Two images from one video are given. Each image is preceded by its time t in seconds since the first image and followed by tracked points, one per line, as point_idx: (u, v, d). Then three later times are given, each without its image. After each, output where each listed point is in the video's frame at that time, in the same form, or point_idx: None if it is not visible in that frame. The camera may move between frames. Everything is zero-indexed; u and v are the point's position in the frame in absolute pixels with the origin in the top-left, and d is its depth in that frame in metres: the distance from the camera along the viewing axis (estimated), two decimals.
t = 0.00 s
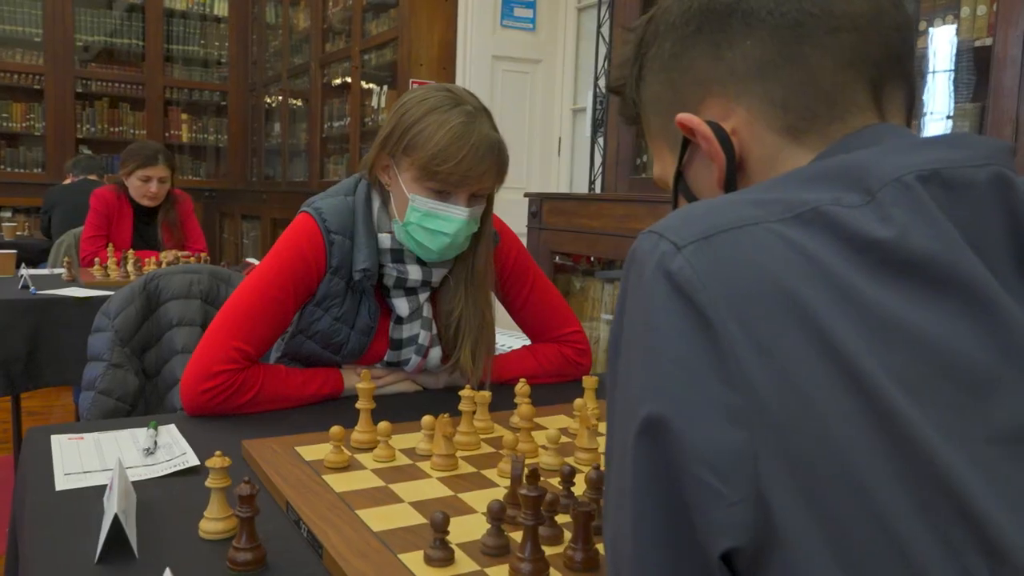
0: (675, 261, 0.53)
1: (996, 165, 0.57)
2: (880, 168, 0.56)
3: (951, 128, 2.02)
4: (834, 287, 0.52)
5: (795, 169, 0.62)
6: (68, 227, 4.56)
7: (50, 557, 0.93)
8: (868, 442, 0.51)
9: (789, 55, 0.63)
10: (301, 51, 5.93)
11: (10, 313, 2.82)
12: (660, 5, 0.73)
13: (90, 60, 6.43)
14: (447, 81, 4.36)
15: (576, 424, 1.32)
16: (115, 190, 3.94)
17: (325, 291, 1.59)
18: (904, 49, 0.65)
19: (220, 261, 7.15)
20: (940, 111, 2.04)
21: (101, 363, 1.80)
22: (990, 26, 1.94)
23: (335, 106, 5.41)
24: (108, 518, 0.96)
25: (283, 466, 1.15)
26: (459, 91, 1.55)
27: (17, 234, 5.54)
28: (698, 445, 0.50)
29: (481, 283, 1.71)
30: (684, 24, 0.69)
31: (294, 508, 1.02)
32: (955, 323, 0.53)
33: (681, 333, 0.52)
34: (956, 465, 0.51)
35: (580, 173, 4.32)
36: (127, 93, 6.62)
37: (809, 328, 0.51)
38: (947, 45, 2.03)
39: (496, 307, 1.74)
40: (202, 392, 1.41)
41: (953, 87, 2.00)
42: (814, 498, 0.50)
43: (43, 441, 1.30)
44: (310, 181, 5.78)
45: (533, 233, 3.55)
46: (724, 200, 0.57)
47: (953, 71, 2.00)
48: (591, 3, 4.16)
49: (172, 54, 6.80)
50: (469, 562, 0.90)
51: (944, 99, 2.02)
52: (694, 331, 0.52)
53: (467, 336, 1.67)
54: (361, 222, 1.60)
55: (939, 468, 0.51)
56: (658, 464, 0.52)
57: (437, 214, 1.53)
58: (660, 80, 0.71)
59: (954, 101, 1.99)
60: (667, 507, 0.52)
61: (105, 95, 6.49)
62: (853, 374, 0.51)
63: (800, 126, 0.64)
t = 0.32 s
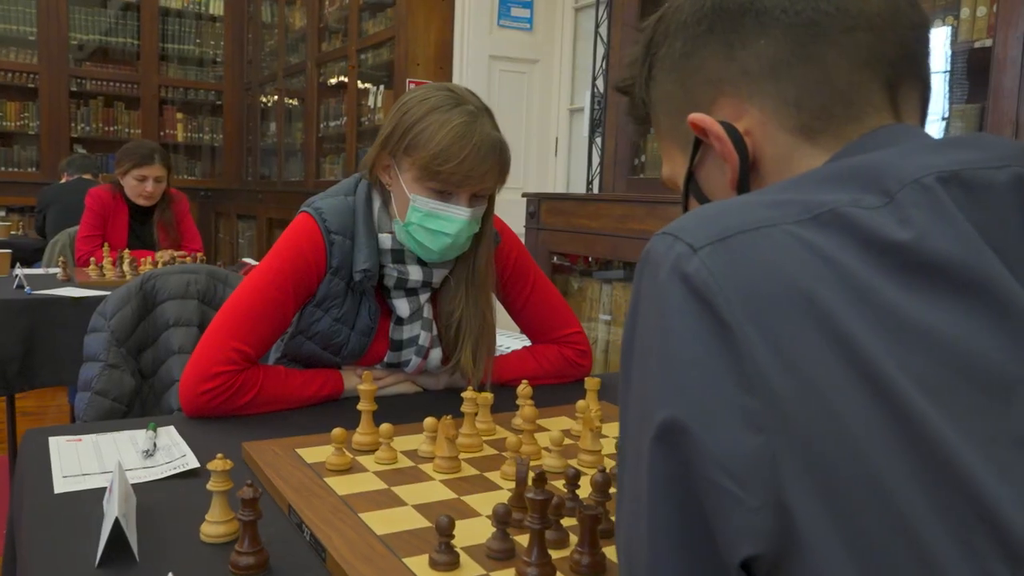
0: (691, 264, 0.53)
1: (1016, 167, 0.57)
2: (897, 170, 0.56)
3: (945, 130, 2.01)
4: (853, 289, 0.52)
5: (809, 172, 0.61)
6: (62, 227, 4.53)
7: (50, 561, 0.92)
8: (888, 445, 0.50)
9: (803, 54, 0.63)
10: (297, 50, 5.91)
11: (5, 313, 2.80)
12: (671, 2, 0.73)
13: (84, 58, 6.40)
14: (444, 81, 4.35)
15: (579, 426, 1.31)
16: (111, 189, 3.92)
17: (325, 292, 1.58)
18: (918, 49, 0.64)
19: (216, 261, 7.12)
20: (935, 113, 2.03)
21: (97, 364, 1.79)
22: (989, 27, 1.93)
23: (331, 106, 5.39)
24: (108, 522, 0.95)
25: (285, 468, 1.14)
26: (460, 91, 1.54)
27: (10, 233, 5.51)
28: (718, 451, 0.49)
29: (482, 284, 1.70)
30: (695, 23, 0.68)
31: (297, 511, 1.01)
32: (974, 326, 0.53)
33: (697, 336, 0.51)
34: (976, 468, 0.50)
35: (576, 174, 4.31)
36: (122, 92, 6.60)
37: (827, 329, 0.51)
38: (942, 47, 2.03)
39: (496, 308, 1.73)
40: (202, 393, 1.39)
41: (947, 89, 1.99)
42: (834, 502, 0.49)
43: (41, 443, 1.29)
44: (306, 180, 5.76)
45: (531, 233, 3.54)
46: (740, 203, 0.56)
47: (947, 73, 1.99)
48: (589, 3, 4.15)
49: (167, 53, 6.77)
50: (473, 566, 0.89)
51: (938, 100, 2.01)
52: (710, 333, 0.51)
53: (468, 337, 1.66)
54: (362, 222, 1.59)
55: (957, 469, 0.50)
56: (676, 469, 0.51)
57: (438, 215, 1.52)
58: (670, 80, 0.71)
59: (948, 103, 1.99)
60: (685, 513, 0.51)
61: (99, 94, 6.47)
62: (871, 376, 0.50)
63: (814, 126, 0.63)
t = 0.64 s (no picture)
0: (709, 265, 0.52)
1: None
2: (919, 171, 0.55)
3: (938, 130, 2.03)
4: (874, 290, 0.51)
5: (826, 172, 0.61)
6: (57, 226, 4.51)
7: (50, 565, 0.90)
8: (909, 447, 0.49)
9: (820, 54, 0.62)
10: (292, 50, 5.89)
11: None
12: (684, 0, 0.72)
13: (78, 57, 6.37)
14: (442, 81, 4.34)
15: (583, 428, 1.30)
16: (107, 189, 3.90)
17: (325, 293, 1.57)
18: (935, 48, 0.64)
19: (211, 261, 7.09)
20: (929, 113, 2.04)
21: (94, 365, 1.77)
22: (989, 28, 1.92)
23: (327, 105, 5.38)
24: (109, 526, 0.94)
25: (287, 471, 1.13)
26: (462, 90, 1.53)
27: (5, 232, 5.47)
28: (738, 456, 0.48)
29: (483, 284, 1.69)
30: (708, 22, 0.67)
31: (299, 515, 1.00)
32: (993, 326, 0.52)
33: (716, 339, 0.50)
34: (997, 469, 0.50)
35: (574, 174, 4.30)
36: (117, 91, 6.57)
37: (847, 331, 0.50)
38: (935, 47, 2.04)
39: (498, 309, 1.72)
40: (202, 394, 1.38)
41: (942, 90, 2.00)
42: (856, 506, 0.49)
43: (39, 445, 1.27)
44: (301, 180, 5.73)
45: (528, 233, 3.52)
46: (758, 203, 0.55)
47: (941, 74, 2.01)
48: (586, 3, 4.14)
49: (162, 52, 6.75)
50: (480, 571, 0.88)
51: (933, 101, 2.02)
52: (727, 336, 0.50)
53: (469, 337, 1.66)
54: (362, 222, 1.58)
55: (979, 470, 0.50)
56: (695, 475, 0.50)
57: (440, 215, 1.51)
58: (683, 80, 0.70)
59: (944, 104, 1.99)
60: (703, 518, 0.51)
61: (94, 92, 6.44)
62: (891, 377, 0.50)
63: (830, 127, 0.63)
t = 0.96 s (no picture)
0: (730, 267, 0.51)
1: None
2: (941, 172, 0.54)
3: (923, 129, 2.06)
4: (900, 291, 0.50)
5: (844, 173, 0.60)
6: (52, 227, 4.48)
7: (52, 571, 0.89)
8: (937, 451, 0.49)
9: (836, 53, 0.61)
10: (287, 50, 5.87)
11: None
12: None
13: (72, 57, 6.34)
14: (438, 81, 4.32)
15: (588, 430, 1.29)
16: (102, 189, 3.88)
17: (326, 294, 1.55)
18: (953, 45, 0.63)
19: (205, 262, 7.06)
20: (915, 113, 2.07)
21: (91, 367, 1.76)
22: (990, 27, 1.90)
23: (322, 105, 5.36)
24: (112, 531, 0.93)
25: (290, 475, 1.12)
26: (464, 89, 1.52)
27: None
28: (763, 463, 0.47)
29: (485, 284, 1.68)
30: (723, 20, 0.67)
31: (304, 519, 0.99)
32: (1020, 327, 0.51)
33: (738, 343, 0.50)
34: None
35: (570, 174, 4.29)
36: (111, 91, 6.55)
37: (873, 333, 0.49)
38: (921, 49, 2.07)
39: (500, 311, 1.71)
40: (202, 397, 1.37)
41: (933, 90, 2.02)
42: (883, 511, 0.48)
43: (38, 449, 1.26)
44: (297, 180, 5.71)
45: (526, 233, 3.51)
46: (778, 204, 0.55)
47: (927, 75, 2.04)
48: (582, 2, 4.14)
49: (156, 52, 6.72)
50: None
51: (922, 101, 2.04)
52: (751, 339, 0.49)
53: (470, 339, 1.65)
54: (364, 222, 1.57)
55: (1009, 473, 0.49)
56: (719, 482, 0.49)
57: (442, 215, 1.50)
58: (696, 79, 0.69)
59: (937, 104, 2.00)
60: (727, 526, 0.50)
61: (88, 93, 6.41)
62: (917, 379, 0.49)
63: (847, 126, 0.62)
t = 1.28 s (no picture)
0: (754, 270, 0.50)
1: None
2: (968, 171, 0.54)
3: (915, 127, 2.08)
4: (927, 293, 0.50)
5: (865, 173, 0.59)
6: (46, 227, 4.46)
7: None
8: (966, 453, 0.48)
9: (856, 50, 0.60)
10: (283, 49, 5.85)
11: None
12: None
13: (66, 57, 6.30)
14: (435, 80, 4.30)
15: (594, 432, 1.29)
16: (97, 190, 3.87)
17: (327, 295, 1.54)
18: (973, 44, 0.62)
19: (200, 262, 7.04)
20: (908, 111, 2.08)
21: (87, 368, 1.74)
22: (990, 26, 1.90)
23: (318, 105, 5.34)
24: (114, 538, 0.91)
25: (294, 479, 1.11)
26: (466, 89, 1.51)
27: None
28: (791, 469, 0.46)
29: (487, 285, 1.67)
30: (738, 19, 0.66)
31: (309, 525, 0.97)
32: None
33: (764, 346, 0.49)
34: None
35: (568, 174, 4.28)
36: (105, 92, 6.52)
37: (901, 335, 0.48)
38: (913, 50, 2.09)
39: (502, 312, 1.70)
40: (202, 400, 1.36)
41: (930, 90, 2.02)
42: (914, 516, 0.47)
43: (37, 454, 1.24)
44: (293, 180, 5.69)
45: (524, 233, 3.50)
46: (799, 205, 0.54)
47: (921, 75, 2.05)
48: (579, 2, 4.13)
49: (150, 52, 6.69)
50: None
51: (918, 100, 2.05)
52: (777, 342, 0.49)
53: (473, 340, 1.63)
54: (365, 223, 1.56)
55: None
56: (746, 491, 0.48)
57: (445, 215, 1.49)
58: (711, 78, 0.68)
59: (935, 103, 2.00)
60: (753, 533, 0.49)
61: (82, 93, 6.38)
62: (944, 381, 0.48)
63: (867, 125, 0.61)
